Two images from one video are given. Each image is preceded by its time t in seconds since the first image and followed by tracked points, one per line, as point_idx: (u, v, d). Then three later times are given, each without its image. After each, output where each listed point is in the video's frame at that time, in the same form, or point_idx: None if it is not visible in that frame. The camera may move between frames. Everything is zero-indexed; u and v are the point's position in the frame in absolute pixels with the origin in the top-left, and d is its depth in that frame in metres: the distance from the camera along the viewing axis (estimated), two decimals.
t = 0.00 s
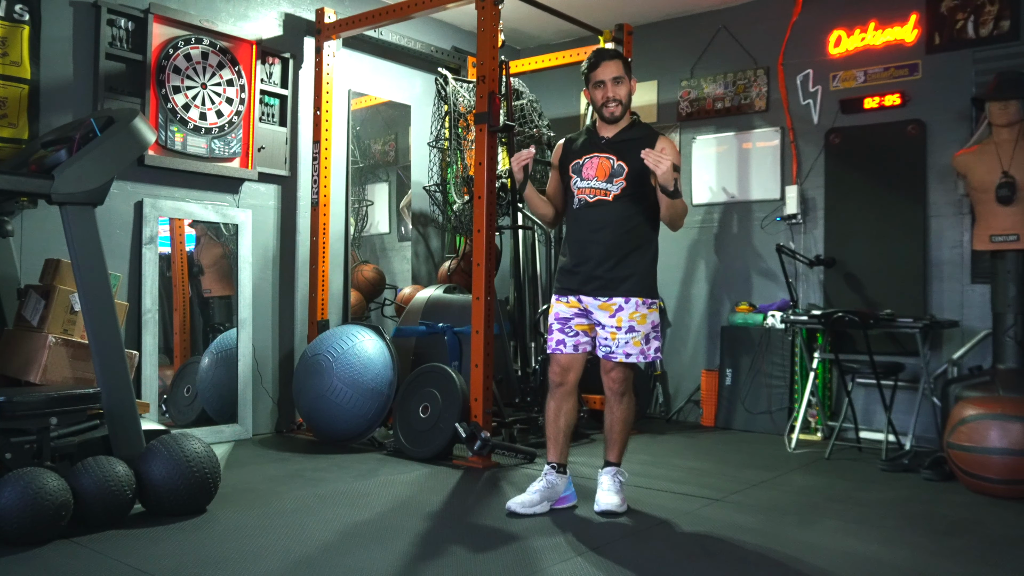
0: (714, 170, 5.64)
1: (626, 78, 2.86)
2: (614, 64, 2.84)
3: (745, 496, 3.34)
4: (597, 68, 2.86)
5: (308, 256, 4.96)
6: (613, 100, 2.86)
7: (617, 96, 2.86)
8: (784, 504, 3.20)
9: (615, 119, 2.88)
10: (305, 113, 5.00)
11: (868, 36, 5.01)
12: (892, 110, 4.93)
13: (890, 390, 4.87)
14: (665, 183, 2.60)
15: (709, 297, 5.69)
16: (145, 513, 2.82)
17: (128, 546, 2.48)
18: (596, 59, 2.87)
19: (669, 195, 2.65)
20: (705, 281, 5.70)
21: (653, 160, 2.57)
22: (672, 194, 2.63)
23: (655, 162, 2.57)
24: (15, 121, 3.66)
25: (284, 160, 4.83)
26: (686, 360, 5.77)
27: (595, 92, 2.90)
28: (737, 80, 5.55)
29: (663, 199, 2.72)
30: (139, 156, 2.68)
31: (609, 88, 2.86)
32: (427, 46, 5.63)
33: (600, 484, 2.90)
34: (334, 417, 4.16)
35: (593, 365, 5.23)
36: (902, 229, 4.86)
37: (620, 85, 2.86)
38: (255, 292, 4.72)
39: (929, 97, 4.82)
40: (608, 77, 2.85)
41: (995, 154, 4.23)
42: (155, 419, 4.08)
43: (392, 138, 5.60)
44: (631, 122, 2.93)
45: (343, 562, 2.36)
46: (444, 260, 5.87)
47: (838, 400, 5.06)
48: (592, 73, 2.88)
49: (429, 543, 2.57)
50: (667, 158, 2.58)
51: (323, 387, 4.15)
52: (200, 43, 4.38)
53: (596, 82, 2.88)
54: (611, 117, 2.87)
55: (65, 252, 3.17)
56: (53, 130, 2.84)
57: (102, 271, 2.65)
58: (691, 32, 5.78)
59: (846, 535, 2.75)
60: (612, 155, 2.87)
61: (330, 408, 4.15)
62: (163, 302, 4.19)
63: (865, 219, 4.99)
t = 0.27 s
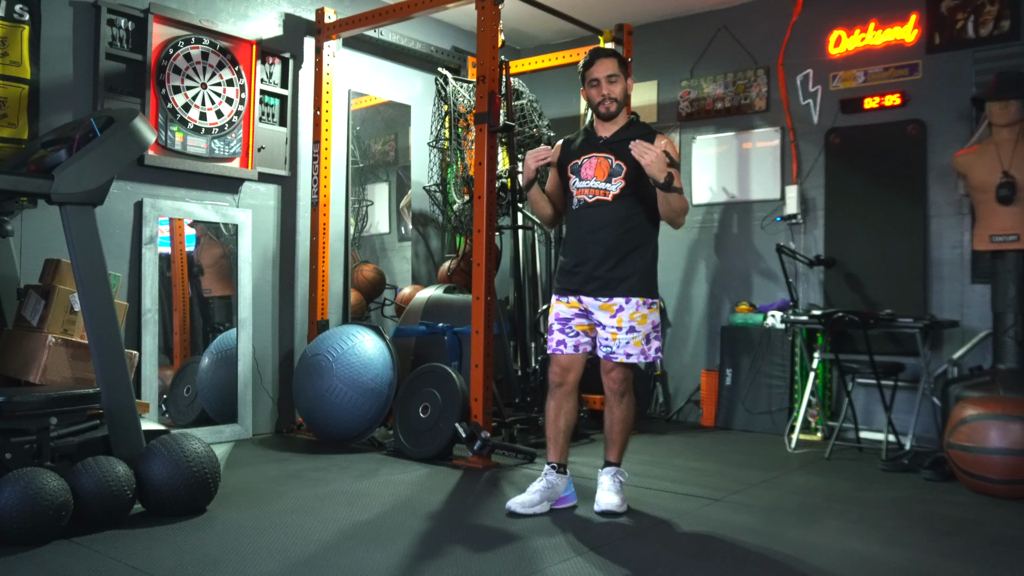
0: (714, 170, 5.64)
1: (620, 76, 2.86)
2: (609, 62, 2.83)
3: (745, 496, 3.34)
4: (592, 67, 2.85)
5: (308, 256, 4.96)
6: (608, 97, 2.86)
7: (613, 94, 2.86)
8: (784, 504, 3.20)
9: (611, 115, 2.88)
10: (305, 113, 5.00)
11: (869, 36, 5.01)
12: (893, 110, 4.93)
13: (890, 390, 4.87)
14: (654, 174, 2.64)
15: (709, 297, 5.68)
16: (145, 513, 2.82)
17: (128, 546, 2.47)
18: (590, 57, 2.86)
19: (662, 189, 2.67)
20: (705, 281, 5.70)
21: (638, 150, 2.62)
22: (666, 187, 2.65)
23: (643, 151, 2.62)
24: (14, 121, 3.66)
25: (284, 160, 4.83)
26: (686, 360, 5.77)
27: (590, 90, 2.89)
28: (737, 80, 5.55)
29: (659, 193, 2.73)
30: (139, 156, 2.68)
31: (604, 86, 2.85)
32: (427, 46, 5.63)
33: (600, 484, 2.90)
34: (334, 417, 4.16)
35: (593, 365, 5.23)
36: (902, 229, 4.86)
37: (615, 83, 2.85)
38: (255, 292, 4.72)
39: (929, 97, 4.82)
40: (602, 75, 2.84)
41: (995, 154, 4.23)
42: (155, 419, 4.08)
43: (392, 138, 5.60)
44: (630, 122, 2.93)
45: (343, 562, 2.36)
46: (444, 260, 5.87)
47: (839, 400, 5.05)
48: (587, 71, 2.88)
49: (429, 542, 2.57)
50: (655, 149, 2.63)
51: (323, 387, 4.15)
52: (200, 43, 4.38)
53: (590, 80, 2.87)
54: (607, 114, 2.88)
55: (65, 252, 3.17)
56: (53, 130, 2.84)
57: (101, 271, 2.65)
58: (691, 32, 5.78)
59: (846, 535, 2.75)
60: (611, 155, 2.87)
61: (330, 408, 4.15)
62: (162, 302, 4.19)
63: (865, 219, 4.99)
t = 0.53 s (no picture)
0: (714, 170, 5.64)
1: (614, 77, 2.85)
2: (601, 64, 2.82)
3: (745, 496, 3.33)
4: (584, 70, 2.85)
5: (308, 256, 4.96)
6: (602, 100, 2.86)
7: (606, 97, 2.85)
8: (785, 504, 3.20)
9: (607, 117, 2.87)
10: (305, 113, 5.00)
11: (869, 36, 5.01)
12: (893, 110, 4.93)
13: (890, 390, 4.87)
14: (660, 156, 2.65)
15: (709, 297, 5.68)
16: (145, 513, 2.82)
17: (129, 546, 2.47)
18: (583, 60, 2.86)
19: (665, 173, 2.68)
20: (705, 281, 5.70)
21: (652, 128, 2.65)
22: (669, 171, 2.68)
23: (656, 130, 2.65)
24: (14, 121, 3.66)
25: (284, 160, 4.83)
26: (686, 360, 5.77)
27: (585, 93, 2.89)
28: (737, 80, 5.55)
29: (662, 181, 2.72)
30: (139, 156, 2.68)
31: (597, 89, 2.85)
32: (427, 46, 5.63)
33: (601, 484, 2.90)
34: (334, 417, 4.16)
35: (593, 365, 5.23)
36: (902, 229, 4.86)
37: (608, 84, 2.84)
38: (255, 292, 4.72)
39: (929, 97, 4.82)
40: (595, 78, 2.83)
41: (995, 154, 4.23)
42: (155, 419, 4.08)
43: (392, 138, 5.60)
44: (629, 121, 2.93)
45: (343, 562, 2.36)
46: (444, 260, 5.87)
47: (839, 400, 5.05)
48: (580, 74, 2.88)
49: (429, 542, 2.57)
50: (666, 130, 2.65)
51: (323, 387, 4.15)
52: (200, 43, 4.38)
53: (584, 83, 2.87)
54: (602, 117, 2.87)
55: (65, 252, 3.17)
56: (53, 130, 2.84)
57: (102, 271, 2.65)
58: (691, 32, 5.78)
59: (846, 535, 2.75)
60: (609, 155, 2.87)
61: (330, 408, 4.15)
62: (162, 302, 4.19)
63: (866, 219, 4.99)
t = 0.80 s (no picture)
0: (714, 170, 5.64)
1: (613, 77, 2.85)
2: (601, 63, 2.84)
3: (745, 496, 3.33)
4: (584, 68, 2.87)
5: (308, 256, 4.96)
6: (602, 99, 2.85)
7: (605, 96, 2.85)
8: (784, 504, 3.20)
9: (606, 116, 2.87)
10: (305, 113, 5.00)
11: (868, 36, 5.01)
12: (892, 110, 4.93)
13: (890, 390, 4.87)
14: (652, 151, 2.68)
15: (709, 297, 5.68)
16: (145, 513, 2.82)
17: (129, 546, 2.47)
18: (583, 60, 2.87)
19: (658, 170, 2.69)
20: (705, 281, 5.70)
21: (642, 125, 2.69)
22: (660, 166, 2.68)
23: (645, 127, 2.68)
24: (15, 121, 3.66)
25: (284, 160, 4.83)
26: (686, 360, 5.77)
27: (584, 93, 2.90)
28: (737, 80, 5.55)
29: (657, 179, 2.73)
30: (139, 156, 2.68)
31: (597, 87, 2.85)
32: (427, 46, 5.63)
33: (601, 484, 2.90)
34: (334, 417, 4.16)
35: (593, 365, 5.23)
36: (902, 229, 4.86)
37: (608, 83, 2.85)
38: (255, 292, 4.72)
39: (929, 97, 4.82)
40: (595, 76, 2.84)
41: (995, 154, 4.23)
42: (155, 419, 4.08)
43: (392, 138, 5.60)
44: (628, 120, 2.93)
45: (343, 562, 2.36)
46: (444, 260, 5.87)
47: (839, 400, 5.05)
48: (581, 73, 2.89)
49: (429, 542, 2.57)
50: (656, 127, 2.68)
51: (323, 387, 4.15)
52: (200, 43, 4.38)
53: (584, 82, 2.88)
54: (602, 116, 2.87)
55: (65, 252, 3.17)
56: (53, 130, 2.84)
57: (102, 271, 2.65)
58: (691, 32, 5.78)
59: (846, 535, 2.75)
60: (607, 152, 2.87)
61: (330, 408, 4.15)
62: (163, 302, 4.19)
63: (866, 219, 4.99)
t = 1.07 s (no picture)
0: (714, 170, 5.64)
1: (623, 74, 2.87)
2: (613, 59, 2.86)
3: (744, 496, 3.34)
4: (596, 62, 2.87)
5: (308, 256, 4.96)
6: (608, 92, 2.86)
7: (613, 90, 2.86)
8: (784, 504, 3.20)
9: (610, 110, 2.88)
10: (305, 113, 5.00)
11: (868, 36, 5.02)
12: (892, 110, 4.93)
13: (890, 390, 4.87)
14: (657, 190, 2.61)
15: (709, 297, 5.69)
16: (145, 513, 2.83)
17: (129, 546, 2.48)
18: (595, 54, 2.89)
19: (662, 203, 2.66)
20: (705, 281, 5.70)
21: (643, 167, 2.58)
22: (665, 201, 2.64)
23: (646, 169, 2.58)
24: (15, 122, 3.67)
25: (284, 160, 4.83)
26: (686, 360, 5.77)
27: (592, 85, 2.89)
28: (737, 80, 5.55)
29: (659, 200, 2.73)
30: (140, 156, 2.68)
31: (606, 81, 2.86)
32: (427, 46, 5.64)
33: (600, 484, 2.90)
34: (334, 417, 4.16)
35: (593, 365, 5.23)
36: (902, 229, 4.86)
37: (617, 79, 2.86)
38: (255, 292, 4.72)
39: (929, 97, 4.82)
40: (605, 70, 2.85)
41: (995, 154, 4.23)
42: (155, 419, 4.09)
43: (392, 138, 5.60)
44: (629, 120, 2.93)
45: (343, 562, 2.36)
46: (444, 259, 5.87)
47: (838, 399, 5.06)
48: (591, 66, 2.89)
49: (429, 542, 2.57)
50: (658, 166, 2.58)
51: (323, 387, 4.16)
52: (200, 43, 4.38)
53: (593, 74, 2.88)
54: (606, 109, 2.88)
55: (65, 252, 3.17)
56: (53, 130, 2.84)
57: (102, 271, 2.65)
58: (691, 32, 5.78)
59: (846, 535, 2.75)
60: (608, 150, 2.88)
61: (330, 408, 4.15)
62: (163, 302, 4.19)
63: (865, 219, 4.99)
